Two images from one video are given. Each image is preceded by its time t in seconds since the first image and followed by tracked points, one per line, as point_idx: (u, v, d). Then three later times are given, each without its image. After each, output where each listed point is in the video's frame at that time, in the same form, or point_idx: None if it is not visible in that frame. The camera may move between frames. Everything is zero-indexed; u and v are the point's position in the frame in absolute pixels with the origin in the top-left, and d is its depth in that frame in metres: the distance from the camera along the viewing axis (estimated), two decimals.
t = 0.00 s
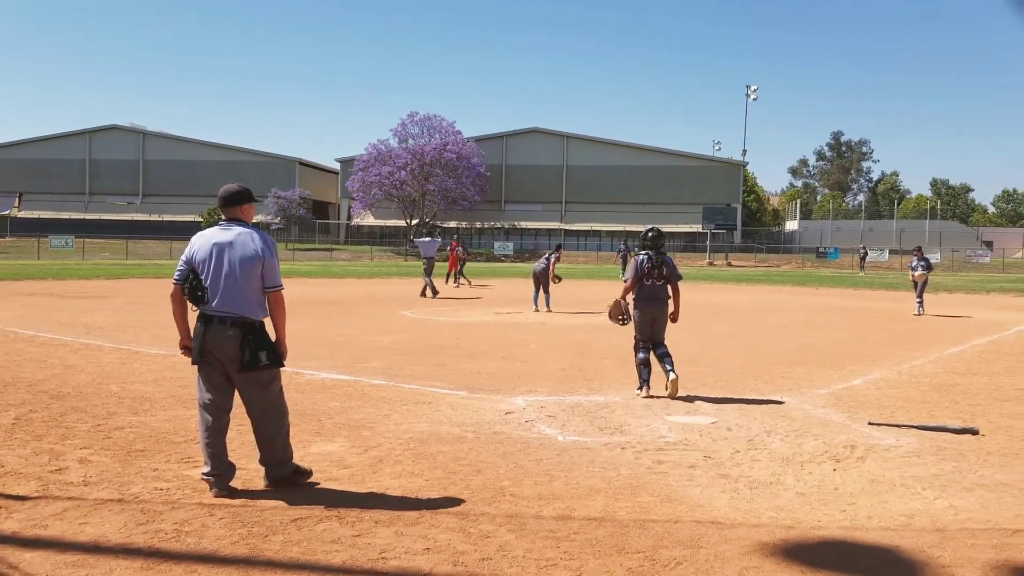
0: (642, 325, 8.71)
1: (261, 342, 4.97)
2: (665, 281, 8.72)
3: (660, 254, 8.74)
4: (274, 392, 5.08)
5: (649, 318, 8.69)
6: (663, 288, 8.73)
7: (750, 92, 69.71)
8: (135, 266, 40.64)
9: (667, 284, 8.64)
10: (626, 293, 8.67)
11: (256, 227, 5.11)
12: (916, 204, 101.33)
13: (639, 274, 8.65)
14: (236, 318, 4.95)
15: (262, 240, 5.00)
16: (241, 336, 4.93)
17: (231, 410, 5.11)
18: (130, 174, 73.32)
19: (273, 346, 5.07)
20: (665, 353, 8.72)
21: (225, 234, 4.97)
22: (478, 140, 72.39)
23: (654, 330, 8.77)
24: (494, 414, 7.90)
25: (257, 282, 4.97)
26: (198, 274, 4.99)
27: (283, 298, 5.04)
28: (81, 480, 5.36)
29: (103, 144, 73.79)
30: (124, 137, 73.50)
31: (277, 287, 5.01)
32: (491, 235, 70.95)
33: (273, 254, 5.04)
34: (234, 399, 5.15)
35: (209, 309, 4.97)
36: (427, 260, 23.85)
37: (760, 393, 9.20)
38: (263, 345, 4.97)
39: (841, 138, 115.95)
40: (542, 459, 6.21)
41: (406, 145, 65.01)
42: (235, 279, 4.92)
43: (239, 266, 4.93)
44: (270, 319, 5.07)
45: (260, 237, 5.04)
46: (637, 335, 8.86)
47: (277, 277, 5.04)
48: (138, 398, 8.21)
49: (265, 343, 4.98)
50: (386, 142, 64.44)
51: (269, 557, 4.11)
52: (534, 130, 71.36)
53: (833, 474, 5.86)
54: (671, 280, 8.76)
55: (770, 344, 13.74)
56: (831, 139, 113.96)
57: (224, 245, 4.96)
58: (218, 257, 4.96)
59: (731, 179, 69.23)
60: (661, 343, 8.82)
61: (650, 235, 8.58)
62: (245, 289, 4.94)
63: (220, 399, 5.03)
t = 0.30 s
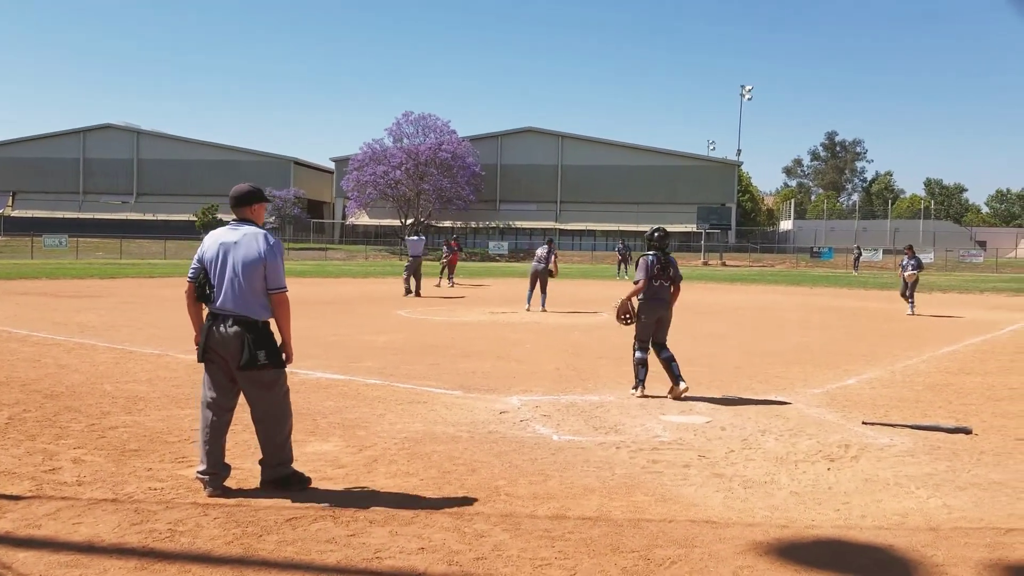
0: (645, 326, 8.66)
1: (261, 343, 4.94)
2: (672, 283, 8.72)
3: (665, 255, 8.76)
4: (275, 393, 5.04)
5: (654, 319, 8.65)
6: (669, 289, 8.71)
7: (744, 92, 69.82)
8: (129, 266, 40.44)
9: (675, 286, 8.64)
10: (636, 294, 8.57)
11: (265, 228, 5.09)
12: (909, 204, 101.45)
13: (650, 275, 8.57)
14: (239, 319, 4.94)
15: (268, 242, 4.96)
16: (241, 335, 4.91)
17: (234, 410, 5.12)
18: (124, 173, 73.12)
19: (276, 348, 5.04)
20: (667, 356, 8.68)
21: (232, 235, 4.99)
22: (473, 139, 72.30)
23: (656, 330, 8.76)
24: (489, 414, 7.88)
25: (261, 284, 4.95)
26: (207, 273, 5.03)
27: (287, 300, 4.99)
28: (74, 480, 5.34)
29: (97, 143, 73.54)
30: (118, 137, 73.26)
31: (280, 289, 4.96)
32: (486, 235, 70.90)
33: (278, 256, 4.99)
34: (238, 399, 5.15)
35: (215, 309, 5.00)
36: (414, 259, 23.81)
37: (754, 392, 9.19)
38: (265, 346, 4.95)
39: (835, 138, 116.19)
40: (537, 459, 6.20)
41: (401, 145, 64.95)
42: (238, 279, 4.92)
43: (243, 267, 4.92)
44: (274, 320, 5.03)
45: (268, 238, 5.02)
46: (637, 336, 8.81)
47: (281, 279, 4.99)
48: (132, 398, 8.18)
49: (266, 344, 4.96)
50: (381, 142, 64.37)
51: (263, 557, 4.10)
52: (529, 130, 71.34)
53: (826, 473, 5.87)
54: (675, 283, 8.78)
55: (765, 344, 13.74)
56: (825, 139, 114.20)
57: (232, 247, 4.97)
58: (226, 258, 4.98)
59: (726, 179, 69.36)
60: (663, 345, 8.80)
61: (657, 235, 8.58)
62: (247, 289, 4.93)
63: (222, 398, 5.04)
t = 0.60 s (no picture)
0: (660, 328, 8.59)
1: (279, 342, 4.94)
2: (689, 285, 8.66)
3: (682, 255, 8.69)
4: (290, 393, 5.04)
5: (670, 321, 8.58)
6: (686, 290, 8.64)
7: (745, 92, 69.88)
8: (129, 266, 40.47)
9: (692, 287, 8.59)
10: (654, 296, 8.48)
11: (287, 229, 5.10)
12: (910, 205, 101.44)
13: (670, 277, 8.49)
14: (257, 318, 4.96)
15: (286, 242, 4.95)
16: (258, 335, 4.93)
17: (254, 409, 5.15)
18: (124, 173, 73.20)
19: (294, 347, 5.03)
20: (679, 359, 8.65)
21: (252, 234, 5.01)
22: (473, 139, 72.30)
23: (671, 332, 8.70)
24: (490, 414, 7.89)
25: (280, 284, 4.94)
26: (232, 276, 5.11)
27: (304, 300, 4.97)
28: (74, 481, 5.35)
29: (97, 143, 73.65)
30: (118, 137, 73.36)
31: (298, 289, 4.94)
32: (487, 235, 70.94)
33: (295, 256, 4.97)
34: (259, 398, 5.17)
35: (237, 308, 5.05)
36: (406, 258, 23.84)
37: (755, 393, 9.21)
38: (283, 346, 4.95)
39: (836, 138, 116.22)
40: (539, 459, 6.20)
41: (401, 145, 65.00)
42: (257, 280, 4.94)
43: (261, 267, 4.94)
44: (293, 319, 5.02)
45: (288, 238, 5.02)
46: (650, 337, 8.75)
47: (299, 279, 4.96)
48: (133, 398, 8.19)
49: (286, 344, 4.96)
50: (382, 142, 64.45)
51: (264, 557, 4.10)
52: (529, 130, 71.36)
53: (827, 473, 5.88)
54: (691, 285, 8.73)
55: (765, 344, 13.74)
56: (826, 139, 114.23)
57: (253, 247, 4.99)
58: (247, 258, 5.01)
59: (727, 179, 69.39)
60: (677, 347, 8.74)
61: (672, 235, 8.55)
62: (266, 289, 4.95)
63: (240, 395, 5.07)
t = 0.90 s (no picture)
0: (674, 328, 8.48)
1: (290, 343, 5.01)
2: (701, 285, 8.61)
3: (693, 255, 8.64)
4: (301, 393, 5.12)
5: (682, 321, 8.52)
6: (698, 291, 8.59)
7: (744, 92, 69.89)
8: (129, 266, 40.48)
9: (705, 287, 8.55)
10: (665, 294, 8.47)
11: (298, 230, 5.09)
12: (910, 205, 101.60)
13: (682, 277, 8.46)
14: (270, 319, 5.04)
15: (295, 244, 4.94)
16: (270, 336, 5.02)
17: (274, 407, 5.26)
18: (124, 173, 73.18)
19: (306, 347, 5.08)
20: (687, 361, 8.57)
21: (265, 236, 5.06)
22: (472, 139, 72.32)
23: (681, 333, 8.63)
24: (489, 414, 7.89)
25: (291, 286, 4.96)
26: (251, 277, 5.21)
27: (314, 302, 4.96)
28: (74, 480, 5.35)
29: (97, 143, 73.66)
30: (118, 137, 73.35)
31: (307, 291, 4.93)
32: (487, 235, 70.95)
33: (302, 258, 4.94)
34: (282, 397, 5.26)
35: (255, 309, 5.16)
36: (397, 258, 23.93)
37: (755, 393, 9.21)
38: (293, 348, 5.02)
39: (835, 138, 116.28)
40: (538, 459, 6.21)
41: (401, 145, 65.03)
42: (269, 282, 5.00)
43: (272, 270, 4.98)
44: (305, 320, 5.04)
45: (299, 239, 5.01)
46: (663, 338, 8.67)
47: (308, 280, 4.95)
48: (132, 398, 8.20)
49: (297, 345, 5.03)
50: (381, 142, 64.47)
51: (263, 557, 4.10)
52: (528, 130, 71.40)
53: (827, 473, 5.88)
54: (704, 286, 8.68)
55: (766, 345, 13.73)
56: (826, 139, 114.32)
57: (266, 248, 5.03)
58: (261, 260, 5.07)
59: (726, 179, 69.37)
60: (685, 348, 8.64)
61: (682, 234, 8.51)
62: (277, 291, 5.00)
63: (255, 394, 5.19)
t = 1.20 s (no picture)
0: (690, 326, 8.27)
1: (289, 344, 5.04)
2: (711, 287, 8.44)
3: (703, 255, 8.45)
4: (301, 390, 5.13)
5: (695, 322, 8.39)
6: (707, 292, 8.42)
7: (744, 92, 69.88)
8: (128, 266, 40.47)
9: (714, 288, 8.38)
10: (675, 295, 8.32)
11: (305, 230, 5.07)
12: (910, 205, 101.59)
13: (692, 279, 8.28)
14: (275, 320, 5.07)
15: (297, 244, 4.92)
16: (273, 336, 5.07)
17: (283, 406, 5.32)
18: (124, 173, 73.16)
19: (305, 349, 5.07)
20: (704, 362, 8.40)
21: (274, 236, 5.11)
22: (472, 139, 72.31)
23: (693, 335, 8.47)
24: (489, 414, 7.89)
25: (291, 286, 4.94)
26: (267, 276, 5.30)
27: (311, 304, 4.88)
28: (74, 481, 5.35)
29: (97, 143, 73.66)
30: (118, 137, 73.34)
31: (305, 291, 4.87)
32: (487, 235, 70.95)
33: (302, 259, 4.91)
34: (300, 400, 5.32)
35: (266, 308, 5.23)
36: (393, 258, 23.97)
37: (755, 393, 9.21)
38: (292, 348, 5.03)
39: (835, 138, 116.30)
40: (538, 459, 6.20)
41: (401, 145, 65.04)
42: (274, 282, 5.02)
43: (276, 269, 5.01)
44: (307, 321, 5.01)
45: (306, 241, 4.99)
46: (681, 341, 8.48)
47: (307, 281, 4.89)
48: (132, 398, 8.19)
49: (294, 346, 5.04)
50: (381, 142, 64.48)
51: (264, 557, 4.10)
52: (528, 130, 71.39)
53: (827, 473, 5.88)
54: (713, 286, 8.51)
55: (766, 345, 13.72)
56: (826, 139, 114.34)
57: (274, 250, 5.06)
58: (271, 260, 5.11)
59: (726, 179, 69.35)
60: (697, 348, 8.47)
61: (689, 235, 8.36)
62: (279, 291, 5.02)
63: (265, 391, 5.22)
